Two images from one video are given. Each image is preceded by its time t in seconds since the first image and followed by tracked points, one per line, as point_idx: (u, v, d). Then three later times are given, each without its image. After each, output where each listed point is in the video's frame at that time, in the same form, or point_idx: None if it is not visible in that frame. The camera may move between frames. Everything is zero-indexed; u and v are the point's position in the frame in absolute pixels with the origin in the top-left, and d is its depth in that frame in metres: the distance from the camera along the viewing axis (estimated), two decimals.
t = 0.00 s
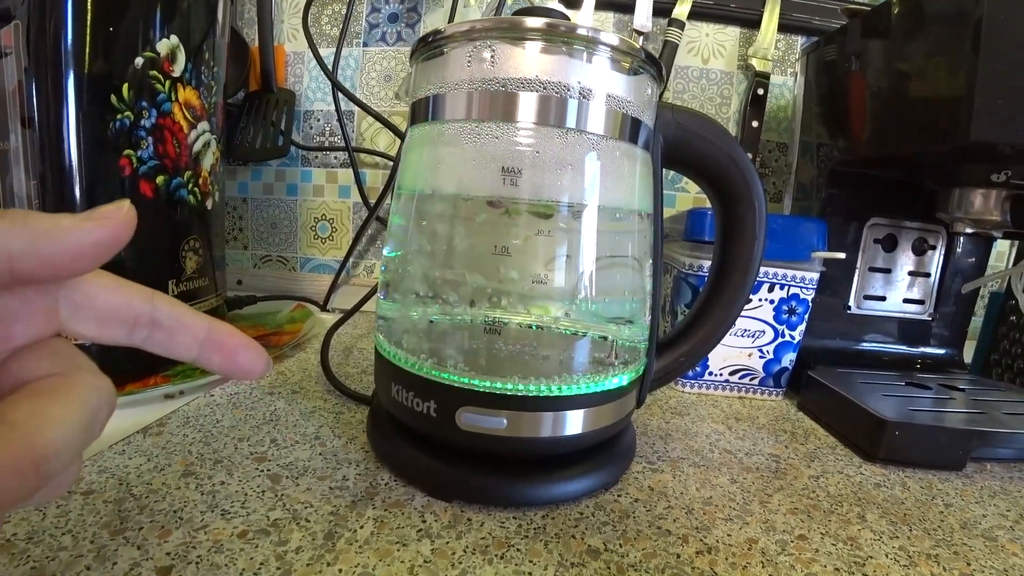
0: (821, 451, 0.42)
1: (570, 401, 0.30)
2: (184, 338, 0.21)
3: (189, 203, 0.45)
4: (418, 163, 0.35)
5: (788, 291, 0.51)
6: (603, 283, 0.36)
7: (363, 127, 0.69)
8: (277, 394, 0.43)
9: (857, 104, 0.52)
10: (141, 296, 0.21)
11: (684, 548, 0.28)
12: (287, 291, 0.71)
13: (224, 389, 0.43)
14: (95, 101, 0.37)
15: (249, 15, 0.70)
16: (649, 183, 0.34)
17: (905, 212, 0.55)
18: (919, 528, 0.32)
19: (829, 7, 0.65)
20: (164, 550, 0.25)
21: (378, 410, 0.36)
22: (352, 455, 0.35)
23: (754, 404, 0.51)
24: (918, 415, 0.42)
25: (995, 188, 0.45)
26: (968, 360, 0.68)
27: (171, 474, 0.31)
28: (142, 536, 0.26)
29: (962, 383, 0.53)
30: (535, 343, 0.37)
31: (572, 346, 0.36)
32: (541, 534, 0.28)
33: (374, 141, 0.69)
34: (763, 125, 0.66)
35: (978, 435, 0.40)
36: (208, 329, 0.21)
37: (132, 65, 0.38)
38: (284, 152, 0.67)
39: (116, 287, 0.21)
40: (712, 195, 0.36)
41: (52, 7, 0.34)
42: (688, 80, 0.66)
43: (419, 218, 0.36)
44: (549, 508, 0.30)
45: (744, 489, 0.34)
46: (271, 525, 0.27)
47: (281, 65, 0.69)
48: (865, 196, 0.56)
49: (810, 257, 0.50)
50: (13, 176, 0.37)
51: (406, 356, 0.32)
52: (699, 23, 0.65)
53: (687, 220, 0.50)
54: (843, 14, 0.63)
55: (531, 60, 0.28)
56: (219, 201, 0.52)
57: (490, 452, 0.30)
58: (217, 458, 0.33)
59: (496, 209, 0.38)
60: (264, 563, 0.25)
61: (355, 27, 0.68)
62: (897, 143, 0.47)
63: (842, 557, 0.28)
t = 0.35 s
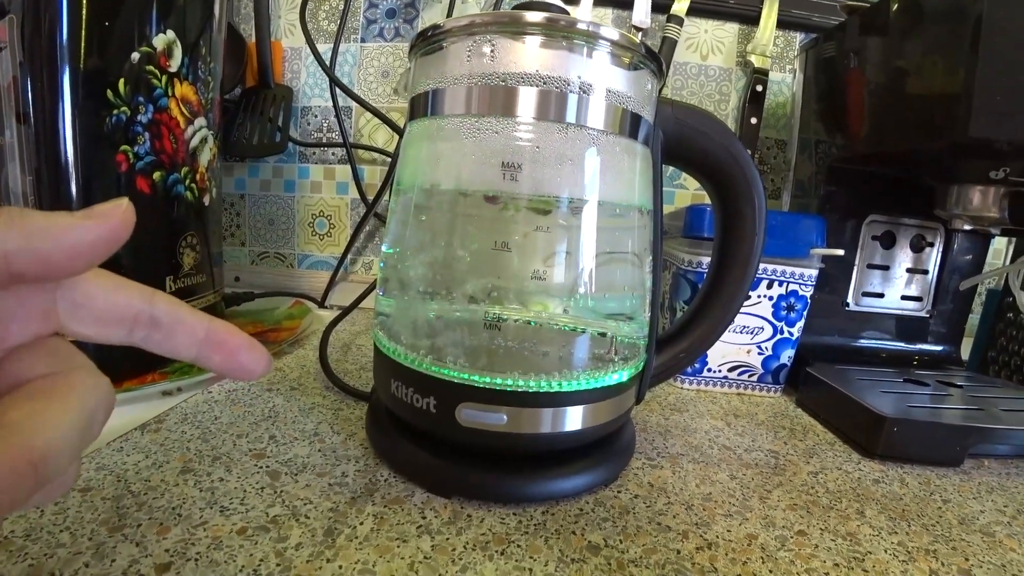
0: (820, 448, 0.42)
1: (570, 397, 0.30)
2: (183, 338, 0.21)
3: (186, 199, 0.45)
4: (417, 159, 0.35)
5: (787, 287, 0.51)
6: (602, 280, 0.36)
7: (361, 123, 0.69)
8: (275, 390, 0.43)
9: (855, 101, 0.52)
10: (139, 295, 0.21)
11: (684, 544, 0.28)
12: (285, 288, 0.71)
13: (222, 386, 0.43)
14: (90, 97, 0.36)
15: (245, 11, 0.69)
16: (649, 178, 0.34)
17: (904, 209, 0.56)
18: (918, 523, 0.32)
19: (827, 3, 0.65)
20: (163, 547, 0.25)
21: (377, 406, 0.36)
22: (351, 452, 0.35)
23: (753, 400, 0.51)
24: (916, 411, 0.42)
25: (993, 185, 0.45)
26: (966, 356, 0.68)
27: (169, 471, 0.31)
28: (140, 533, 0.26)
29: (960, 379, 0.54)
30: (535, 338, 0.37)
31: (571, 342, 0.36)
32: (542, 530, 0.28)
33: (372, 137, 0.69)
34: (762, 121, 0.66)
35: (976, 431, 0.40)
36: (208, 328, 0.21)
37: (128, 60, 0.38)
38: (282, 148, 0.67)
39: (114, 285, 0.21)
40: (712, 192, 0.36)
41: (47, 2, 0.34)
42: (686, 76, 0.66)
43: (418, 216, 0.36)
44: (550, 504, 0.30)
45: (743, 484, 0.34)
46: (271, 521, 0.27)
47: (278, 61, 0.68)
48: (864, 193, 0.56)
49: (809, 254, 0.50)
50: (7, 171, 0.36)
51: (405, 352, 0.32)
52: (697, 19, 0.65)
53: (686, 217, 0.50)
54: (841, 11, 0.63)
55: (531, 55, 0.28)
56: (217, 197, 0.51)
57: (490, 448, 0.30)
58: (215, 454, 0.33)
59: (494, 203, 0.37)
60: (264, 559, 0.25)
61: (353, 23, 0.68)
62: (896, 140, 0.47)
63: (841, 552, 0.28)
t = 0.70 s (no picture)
0: (815, 445, 0.42)
1: (565, 395, 0.30)
2: (178, 341, 0.21)
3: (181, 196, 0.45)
4: (412, 156, 0.35)
5: (783, 285, 0.51)
6: (597, 277, 0.36)
7: (358, 121, 0.69)
8: (271, 388, 0.43)
9: (852, 99, 0.52)
10: (135, 298, 0.21)
11: (678, 542, 0.28)
12: (281, 285, 0.71)
13: (217, 384, 0.43)
14: (84, 94, 0.36)
15: (242, 7, 0.69)
16: (646, 177, 0.33)
17: (901, 207, 0.56)
18: (912, 521, 0.32)
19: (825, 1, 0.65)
20: (157, 546, 0.25)
21: (373, 404, 0.36)
22: (346, 450, 0.34)
23: (749, 398, 0.51)
24: (911, 409, 0.42)
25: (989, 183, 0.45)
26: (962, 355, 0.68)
27: (163, 469, 0.31)
28: (133, 532, 0.25)
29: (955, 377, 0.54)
30: (532, 336, 0.37)
31: (568, 339, 0.36)
32: (536, 528, 0.28)
33: (368, 135, 0.69)
34: (760, 119, 0.66)
35: (971, 429, 0.41)
36: (203, 331, 0.21)
37: (123, 56, 0.38)
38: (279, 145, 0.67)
39: (111, 287, 0.21)
40: (708, 189, 0.35)
41: None
42: (684, 74, 0.66)
43: (413, 213, 0.36)
44: (544, 502, 0.30)
45: (738, 482, 0.34)
46: (265, 519, 0.27)
47: (274, 57, 0.68)
48: (861, 191, 0.56)
49: (806, 252, 0.50)
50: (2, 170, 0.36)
51: (400, 350, 0.32)
52: (695, 16, 0.65)
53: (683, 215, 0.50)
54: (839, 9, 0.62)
55: (526, 52, 0.28)
56: (213, 194, 0.51)
57: (484, 445, 0.30)
58: (210, 453, 0.33)
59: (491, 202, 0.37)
60: (258, 558, 0.25)
61: (350, 20, 0.67)
62: (892, 138, 0.47)
63: (836, 550, 0.28)
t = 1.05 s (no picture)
0: (815, 443, 0.42)
1: (565, 389, 0.30)
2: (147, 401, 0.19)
3: (180, 188, 0.45)
4: (411, 150, 0.35)
5: (784, 282, 0.50)
6: (597, 272, 0.35)
7: (358, 114, 0.68)
8: (269, 382, 0.43)
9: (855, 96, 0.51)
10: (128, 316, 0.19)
11: (677, 538, 0.28)
12: (281, 279, 0.71)
13: (215, 377, 0.43)
14: (82, 86, 0.36)
15: None
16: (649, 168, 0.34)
17: (902, 204, 0.55)
18: (912, 519, 0.32)
19: None
20: (153, 537, 0.25)
21: (371, 398, 0.35)
22: (344, 444, 0.34)
23: (748, 395, 0.51)
24: (911, 407, 0.42)
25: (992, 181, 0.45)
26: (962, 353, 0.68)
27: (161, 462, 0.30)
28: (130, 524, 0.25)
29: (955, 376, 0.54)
30: (531, 331, 0.37)
31: (567, 334, 0.36)
32: (535, 523, 0.28)
33: (368, 128, 0.68)
34: (762, 115, 0.65)
35: (970, 428, 0.40)
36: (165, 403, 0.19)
37: (122, 47, 0.37)
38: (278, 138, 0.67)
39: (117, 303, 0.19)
40: (709, 185, 0.35)
41: None
42: (686, 69, 0.65)
43: (413, 207, 0.36)
44: (543, 497, 0.30)
45: (738, 479, 0.34)
46: (263, 513, 0.27)
47: (274, 50, 0.68)
48: (863, 188, 0.55)
49: (807, 248, 0.50)
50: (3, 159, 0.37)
51: (398, 343, 0.32)
52: (698, 11, 0.65)
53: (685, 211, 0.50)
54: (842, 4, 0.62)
55: (528, 43, 0.28)
56: (212, 187, 0.51)
57: (483, 440, 0.30)
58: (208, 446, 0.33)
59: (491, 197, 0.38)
60: (255, 551, 0.25)
61: (350, 12, 0.67)
62: (894, 135, 0.47)
63: (835, 548, 0.28)
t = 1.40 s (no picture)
0: (817, 440, 0.42)
1: (567, 386, 0.30)
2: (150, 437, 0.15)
3: (182, 184, 0.45)
4: (414, 146, 0.35)
5: (786, 279, 0.50)
6: (600, 270, 0.35)
7: (359, 110, 0.68)
8: (271, 377, 0.43)
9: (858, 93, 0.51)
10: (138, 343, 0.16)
11: (680, 535, 0.28)
12: (282, 275, 0.71)
13: (218, 373, 0.43)
14: (83, 81, 0.36)
15: None
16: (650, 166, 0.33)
17: (905, 201, 0.55)
18: (913, 516, 0.32)
19: None
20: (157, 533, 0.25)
21: (374, 394, 0.35)
22: (346, 439, 0.34)
23: (750, 392, 0.51)
24: (913, 404, 0.42)
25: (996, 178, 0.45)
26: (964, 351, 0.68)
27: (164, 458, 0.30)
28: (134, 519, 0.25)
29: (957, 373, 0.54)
30: (533, 329, 0.36)
31: (569, 331, 0.36)
32: (537, 519, 0.28)
33: (370, 124, 0.68)
34: (764, 111, 0.65)
35: (972, 425, 0.40)
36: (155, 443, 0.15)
37: (123, 42, 0.37)
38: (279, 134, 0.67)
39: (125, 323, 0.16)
40: (712, 180, 0.35)
41: None
42: (688, 65, 0.65)
43: (415, 203, 0.36)
44: (545, 494, 0.30)
45: (740, 476, 0.34)
46: (266, 508, 0.27)
47: (275, 45, 0.67)
48: (866, 185, 0.55)
49: (809, 245, 0.50)
50: None
51: (401, 339, 0.32)
52: (701, 6, 0.64)
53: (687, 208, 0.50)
54: None
55: (532, 38, 0.27)
56: (213, 182, 0.51)
57: (485, 436, 0.30)
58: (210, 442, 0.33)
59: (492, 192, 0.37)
60: (259, 547, 0.25)
61: (352, 7, 0.66)
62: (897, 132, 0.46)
63: (838, 545, 0.28)
